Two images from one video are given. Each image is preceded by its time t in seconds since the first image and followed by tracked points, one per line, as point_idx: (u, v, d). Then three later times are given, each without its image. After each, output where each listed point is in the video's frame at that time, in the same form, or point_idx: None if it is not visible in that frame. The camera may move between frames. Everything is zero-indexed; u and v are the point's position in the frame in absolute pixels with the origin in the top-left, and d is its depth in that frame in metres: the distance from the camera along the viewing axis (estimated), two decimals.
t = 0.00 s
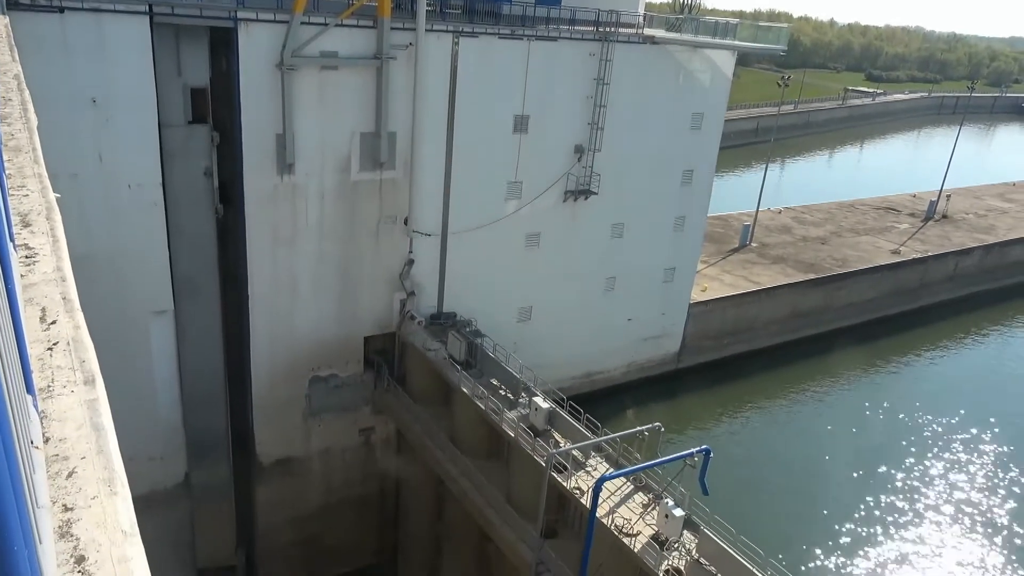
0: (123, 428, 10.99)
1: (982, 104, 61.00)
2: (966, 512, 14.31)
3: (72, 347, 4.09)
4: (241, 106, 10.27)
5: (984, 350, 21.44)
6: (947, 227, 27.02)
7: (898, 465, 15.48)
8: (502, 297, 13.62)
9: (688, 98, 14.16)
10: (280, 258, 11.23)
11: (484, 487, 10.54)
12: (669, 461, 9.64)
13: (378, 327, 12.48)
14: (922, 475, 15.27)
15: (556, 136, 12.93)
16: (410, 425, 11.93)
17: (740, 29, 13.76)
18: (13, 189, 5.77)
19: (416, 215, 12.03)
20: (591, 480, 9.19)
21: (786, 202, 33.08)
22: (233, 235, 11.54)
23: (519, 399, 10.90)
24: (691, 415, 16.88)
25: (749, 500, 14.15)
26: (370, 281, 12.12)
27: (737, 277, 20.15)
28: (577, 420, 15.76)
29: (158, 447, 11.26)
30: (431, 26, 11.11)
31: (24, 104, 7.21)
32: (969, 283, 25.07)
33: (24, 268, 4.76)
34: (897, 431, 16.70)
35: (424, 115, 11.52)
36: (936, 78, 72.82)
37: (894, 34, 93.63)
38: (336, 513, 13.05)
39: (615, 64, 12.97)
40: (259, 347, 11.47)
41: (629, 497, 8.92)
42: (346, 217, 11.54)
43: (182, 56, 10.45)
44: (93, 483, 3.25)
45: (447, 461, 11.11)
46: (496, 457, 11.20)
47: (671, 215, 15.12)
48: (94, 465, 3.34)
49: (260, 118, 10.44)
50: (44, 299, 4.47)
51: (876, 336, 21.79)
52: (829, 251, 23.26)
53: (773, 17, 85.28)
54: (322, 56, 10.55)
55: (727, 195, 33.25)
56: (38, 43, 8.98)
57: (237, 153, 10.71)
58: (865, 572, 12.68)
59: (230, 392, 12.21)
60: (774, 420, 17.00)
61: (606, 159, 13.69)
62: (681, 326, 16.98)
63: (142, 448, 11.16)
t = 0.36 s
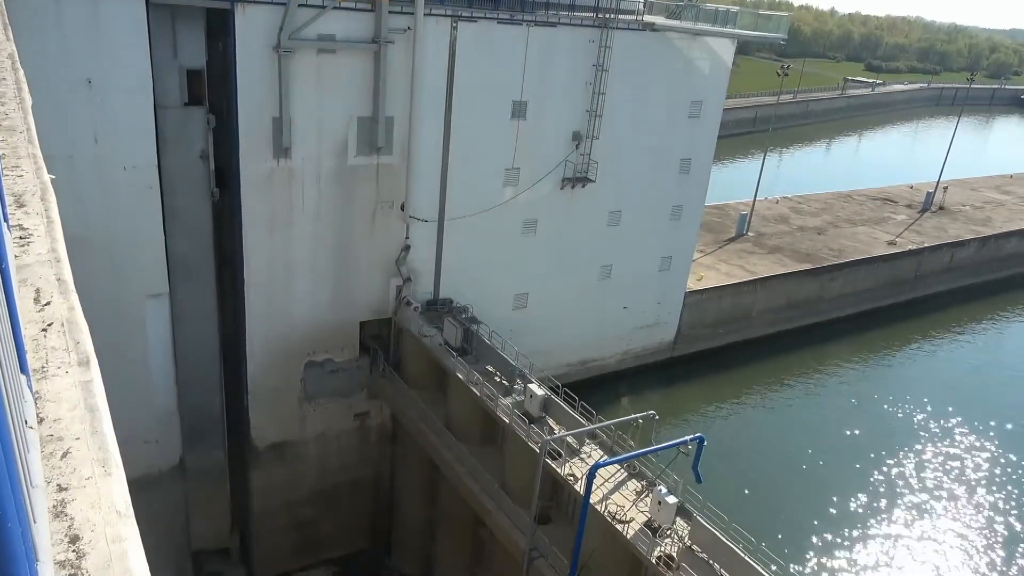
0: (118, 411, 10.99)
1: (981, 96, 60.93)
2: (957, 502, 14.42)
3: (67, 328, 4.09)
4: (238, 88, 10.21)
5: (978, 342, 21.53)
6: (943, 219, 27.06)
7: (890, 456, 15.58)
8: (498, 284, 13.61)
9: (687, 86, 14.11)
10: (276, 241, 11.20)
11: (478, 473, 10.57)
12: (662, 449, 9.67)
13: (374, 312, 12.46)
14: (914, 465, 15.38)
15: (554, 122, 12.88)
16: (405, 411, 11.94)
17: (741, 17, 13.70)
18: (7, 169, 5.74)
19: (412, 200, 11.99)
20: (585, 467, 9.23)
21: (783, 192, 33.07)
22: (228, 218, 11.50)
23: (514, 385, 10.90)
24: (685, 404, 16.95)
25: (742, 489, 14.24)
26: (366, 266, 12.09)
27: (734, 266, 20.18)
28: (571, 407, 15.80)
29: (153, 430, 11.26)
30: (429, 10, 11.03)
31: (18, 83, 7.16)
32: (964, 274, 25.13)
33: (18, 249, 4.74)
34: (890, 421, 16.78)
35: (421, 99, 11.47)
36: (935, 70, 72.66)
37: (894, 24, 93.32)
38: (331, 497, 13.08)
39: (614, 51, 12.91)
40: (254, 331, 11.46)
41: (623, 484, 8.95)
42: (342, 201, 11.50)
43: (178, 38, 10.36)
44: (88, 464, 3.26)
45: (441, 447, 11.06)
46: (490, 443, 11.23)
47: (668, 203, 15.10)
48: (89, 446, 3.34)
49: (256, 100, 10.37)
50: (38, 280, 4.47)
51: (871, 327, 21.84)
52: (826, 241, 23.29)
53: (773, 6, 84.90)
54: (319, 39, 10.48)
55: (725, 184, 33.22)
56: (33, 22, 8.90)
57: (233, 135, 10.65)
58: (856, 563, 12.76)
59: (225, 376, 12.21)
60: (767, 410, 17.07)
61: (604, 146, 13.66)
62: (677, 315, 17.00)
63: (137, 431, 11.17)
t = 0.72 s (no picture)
0: (114, 389, 11.00)
1: (981, 82, 60.71)
2: (949, 487, 14.55)
3: (62, 304, 4.11)
4: (234, 67, 10.12)
5: (972, 328, 21.62)
6: (940, 205, 27.07)
7: (882, 441, 15.69)
8: (495, 266, 13.60)
9: (686, 68, 14.02)
10: (272, 221, 11.17)
11: (473, 454, 10.63)
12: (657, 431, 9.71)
13: (370, 293, 12.45)
14: (906, 450, 15.49)
15: (553, 104, 12.82)
16: (401, 391, 11.95)
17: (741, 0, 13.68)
18: (0, 145, 5.68)
19: (410, 180, 11.94)
20: (579, 449, 9.27)
21: (782, 176, 33.00)
22: (225, 197, 11.47)
23: (510, 367, 10.93)
24: (680, 387, 17.05)
25: (734, 472, 14.35)
26: (363, 247, 12.06)
27: (730, 250, 20.18)
28: (567, 389, 15.86)
29: (149, 408, 11.29)
30: None
31: (12, 59, 7.11)
32: (960, 261, 25.18)
33: (12, 225, 4.73)
34: (884, 406, 16.87)
35: (419, 80, 11.38)
36: (936, 55, 72.34)
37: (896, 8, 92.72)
38: (327, 476, 13.15)
39: (614, 32, 12.81)
40: (250, 310, 11.47)
41: (617, 466, 9.01)
42: (339, 181, 11.45)
43: (173, 14, 10.25)
44: (83, 439, 3.28)
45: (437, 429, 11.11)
46: (486, 424, 11.28)
47: (666, 187, 15.07)
48: (84, 422, 3.37)
49: (253, 79, 10.30)
50: (32, 256, 4.46)
51: (866, 313, 21.91)
52: (823, 226, 23.29)
53: None
54: (317, 17, 10.40)
55: (724, 168, 33.14)
56: None
57: (229, 114, 10.58)
58: (847, 547, 12.88)
59: (221, 356, 12.22)
60: (761, 394, 17.16)
61: (602, 129, 13.60)
62: (673, 299, 17.02)
63: (134, 409, 11.19)
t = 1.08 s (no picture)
0: (111, 372, 11.01)
1: (981, 68, 60.49)
2: (942, 473, 14.65)
3: (57, 287, 4.13)
4: (230, 49, 10.04)
5: (968, 315, 21.69)
6: (938, 192, 27.07)
7: (877, 427, 15.77)
8: (492, 250, 13.59)
9: (685, 53, 13.95)
10: (269, 205, 11.13)
11: (469, 437, 10.68)
12: (653, 416, 9.75)
13: (367, 277, 12.44)
14: (901, 436, 15.58)
15: (551, 88, 12.76)
16: (398, 375, 11.97)
17: None
18: None
19: (407, 165, 11.90)
20: (576, 433, 9.30)
21: (780, 162, 32.95)
22: (221, 180, 11.42)
23: (507, 352, 10.94)
24: (676, 373, 17.14)
25: (729, 457, 14.44)
26: (360, 231, 12.03)
27: (728, 236, 20.18)
28: (564, 374, 15.93)
29: (147, 391, 11.30)
30: None
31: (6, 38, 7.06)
32: (957, 248, 25.20)
33: (7, 206, 4.74)
34: (879, 393, 16.95)
35: (416, 63, 11.31)
36: (936, 41, 72.04)
37: None
38: (325, 460, 13.20)
39: (613, 16, 12.72)
40: (247, 294, 11.46)
41: (613, 450, 9.05)
42: (336, 165, 11.41)
43: None
44: (79, 421, 3.31)
45: (433, 413, 11.14)
46: (483, 409, 11.32)
47: (664, 172, 15.02)
48: (80, 403, 3.39)
49: (249, 61, 10.23)
50: (27, 238, 4.46)
51: (863, 299, 21.95)
52: (820, 212, 23.29)
53: None
54: None
55: (722, 154, 33.09)
56: None
57: (226, 97, 10.52)
58: (841, 533, 12.97)
59: (219, 339, 12.23)
60: (757, 379, 17.24)
61: (600, 114, 13.55)
62: (670, 284, 17.03)
63: (132, 392, 11.21)
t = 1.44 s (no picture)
0: (109, 353, 11.01)
1: (981, 50, 60.20)
2: (937, 454, 14.75)
3: (51, 267, 4.15)
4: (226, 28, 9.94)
5: (965, 298, 21.73)
6: (937, 174, 27.01)
7: (873, 408, 15.84)
8: (491, 232, 13.56)
9: (685, 33, 13.84)
10: (265, 186, 11.08)
11: (466, 418, 10.72)
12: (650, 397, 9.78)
13: (365, 259, 12.41)
14: (896, 418, 15.66)
15: (550, 69, 12.66)
16: (396, 357, 11.99)
17: None
18: None
19: (404, 146, 11.83)
20: (573, 415, 9.33)
21: (779, 144, 32.82)
22: (217, 160, 11.36)
23: (504, 333, 10.94)
24: (672, 355, 17.20)
25: (725, 438, 14.52)
26: (357, 212, 11.98)
27: (726, 218, 20.15)
28: (561, 356, 15.98)
29: (145, 372, 11.32)
30: None
31: None
32: (955, 230, 25.19)
33: (0, 185, 4.73)
34: (875, 375, 17.01)
35: (414, 43, 11.20)
36: (937, 22, 71.56)
37: None
38: (323, 440, 13.25)
39: None
40: (244, 276, 11.45)
41: (610, 431, 9.09)
42: (333, 146, 11.34)
43: None
44: (75, 400, 3.34)
45: (431, 394, 11.18)
46: (481, 390, 11.35)
47: (663, 153, 14.96)
48: (76, 383, 3.43)
49: (244, 40, 10.12)
50: (20, 217, 4.46)
51: (860, 281, 21.97)
52: (819, 195, 23.26)
53: None
54: None
55: (721, 135, 32.96)
56: None
57: (222, 77, 10.42)
58: (836, 516, 13.05)
59: (216, 321, 12.23)
60: (754, 362, 17.29)
61: (598, 94, 13.46)
62: (668, 266, 17.03)
63: (130, 373, 11.23)
